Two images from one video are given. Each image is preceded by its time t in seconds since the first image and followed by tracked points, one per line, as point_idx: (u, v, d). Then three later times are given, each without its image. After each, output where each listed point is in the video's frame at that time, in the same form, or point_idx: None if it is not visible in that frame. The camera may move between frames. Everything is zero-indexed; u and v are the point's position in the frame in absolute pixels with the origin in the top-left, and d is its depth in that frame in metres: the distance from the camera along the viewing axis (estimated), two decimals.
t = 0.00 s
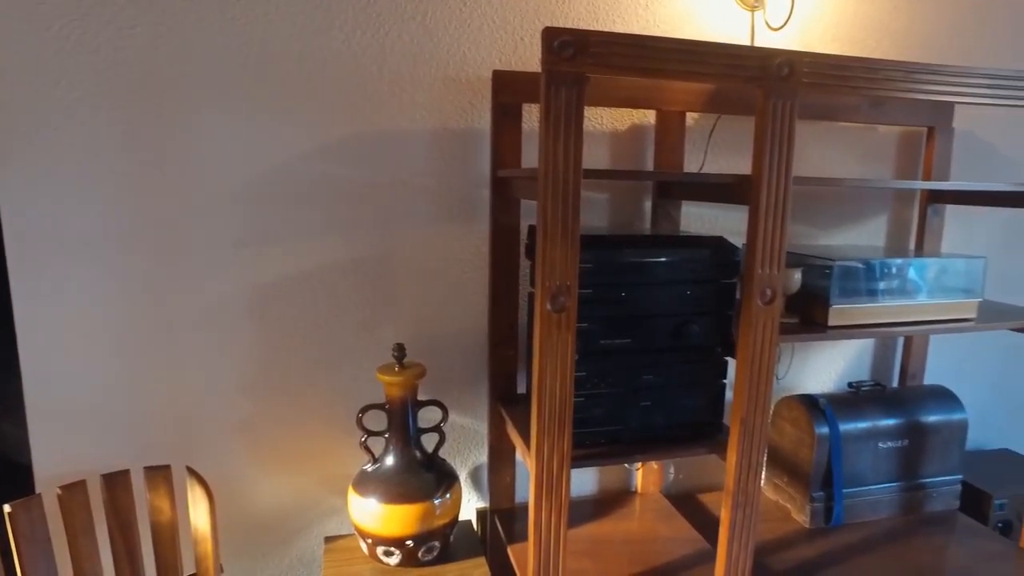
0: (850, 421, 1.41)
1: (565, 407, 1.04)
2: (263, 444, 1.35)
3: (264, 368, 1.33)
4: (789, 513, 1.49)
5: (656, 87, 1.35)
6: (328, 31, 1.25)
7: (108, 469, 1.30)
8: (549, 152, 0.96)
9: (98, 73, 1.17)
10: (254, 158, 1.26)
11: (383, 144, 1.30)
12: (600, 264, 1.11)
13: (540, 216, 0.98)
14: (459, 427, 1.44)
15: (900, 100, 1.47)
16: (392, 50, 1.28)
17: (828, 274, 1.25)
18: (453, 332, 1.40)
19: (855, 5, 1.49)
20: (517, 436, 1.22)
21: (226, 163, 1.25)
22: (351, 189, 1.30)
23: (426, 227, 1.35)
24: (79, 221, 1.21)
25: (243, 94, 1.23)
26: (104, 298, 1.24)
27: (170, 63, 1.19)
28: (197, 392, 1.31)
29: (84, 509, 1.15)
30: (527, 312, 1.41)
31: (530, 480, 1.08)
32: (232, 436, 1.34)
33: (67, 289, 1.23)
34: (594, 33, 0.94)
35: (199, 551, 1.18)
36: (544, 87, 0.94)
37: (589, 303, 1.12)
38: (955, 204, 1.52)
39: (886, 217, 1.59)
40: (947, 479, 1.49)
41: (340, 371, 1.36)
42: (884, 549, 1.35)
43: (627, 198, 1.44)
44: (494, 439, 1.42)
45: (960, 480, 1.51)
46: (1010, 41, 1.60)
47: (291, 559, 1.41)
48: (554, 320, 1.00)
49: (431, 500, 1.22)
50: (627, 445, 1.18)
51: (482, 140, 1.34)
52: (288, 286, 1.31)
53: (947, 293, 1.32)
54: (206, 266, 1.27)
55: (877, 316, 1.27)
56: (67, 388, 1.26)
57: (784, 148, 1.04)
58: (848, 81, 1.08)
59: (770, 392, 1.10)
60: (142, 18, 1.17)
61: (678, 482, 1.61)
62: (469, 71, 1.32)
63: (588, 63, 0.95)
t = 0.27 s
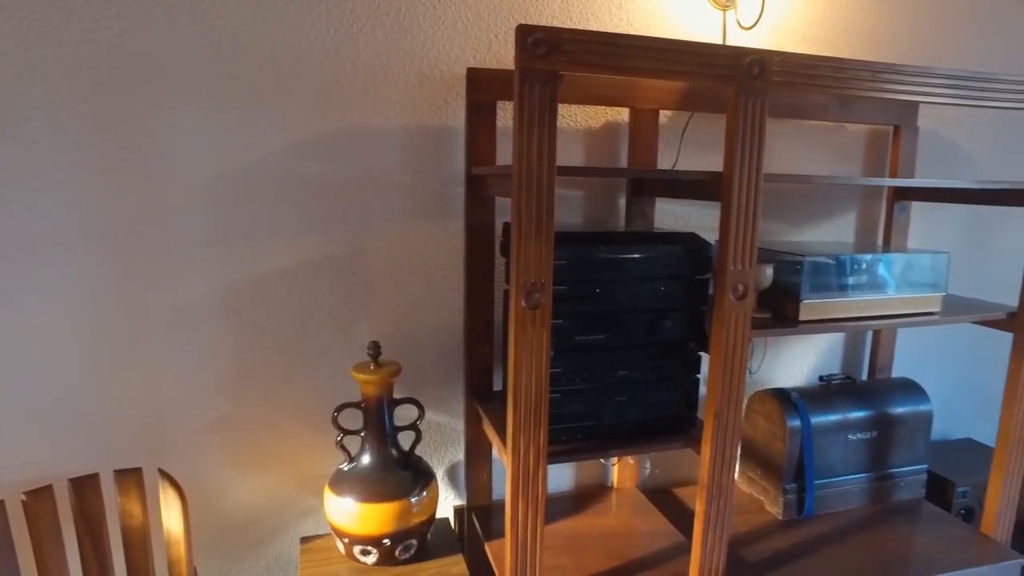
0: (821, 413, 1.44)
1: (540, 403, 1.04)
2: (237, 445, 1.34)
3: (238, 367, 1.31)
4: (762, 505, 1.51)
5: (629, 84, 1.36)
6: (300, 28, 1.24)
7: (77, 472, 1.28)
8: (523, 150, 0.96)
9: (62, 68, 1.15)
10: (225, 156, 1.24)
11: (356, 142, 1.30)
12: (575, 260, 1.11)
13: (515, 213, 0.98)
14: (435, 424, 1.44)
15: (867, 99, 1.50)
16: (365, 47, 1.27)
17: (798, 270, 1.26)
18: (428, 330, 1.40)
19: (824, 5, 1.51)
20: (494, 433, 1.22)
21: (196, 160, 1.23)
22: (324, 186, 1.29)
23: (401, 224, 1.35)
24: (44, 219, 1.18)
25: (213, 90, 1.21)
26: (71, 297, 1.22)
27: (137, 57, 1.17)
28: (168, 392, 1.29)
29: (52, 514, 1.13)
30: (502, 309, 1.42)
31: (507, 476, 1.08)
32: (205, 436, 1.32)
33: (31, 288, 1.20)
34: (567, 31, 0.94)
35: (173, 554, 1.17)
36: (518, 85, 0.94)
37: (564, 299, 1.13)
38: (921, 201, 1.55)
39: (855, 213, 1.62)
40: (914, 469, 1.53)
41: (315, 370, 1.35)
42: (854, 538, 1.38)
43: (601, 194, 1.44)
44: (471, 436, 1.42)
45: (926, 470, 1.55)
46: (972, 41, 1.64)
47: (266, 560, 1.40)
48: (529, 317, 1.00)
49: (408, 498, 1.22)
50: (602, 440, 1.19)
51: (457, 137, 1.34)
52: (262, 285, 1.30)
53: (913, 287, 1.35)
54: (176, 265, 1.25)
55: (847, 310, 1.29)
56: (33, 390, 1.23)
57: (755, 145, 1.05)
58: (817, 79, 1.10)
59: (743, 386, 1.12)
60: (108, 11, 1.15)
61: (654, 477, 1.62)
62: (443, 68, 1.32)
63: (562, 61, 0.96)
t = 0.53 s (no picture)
0: (794, 407, 1.46)
1: (517, 399, 1.05)
2: (212, 446, 1.32)
3: (212, 368, 1.30)
4: (737, 499, 1.53)
5: (604, 82, 1.37)
6: (273, 24, 1.22)
7: (45, 477, 1.25)
8: (498, 148, 0.96)
9: (26, 63, 1.12)
10: (197, 153, 1.22)
11: (330, 139, 1.29)
12: (550, 257, 1.11)
13: (490, 210, 0.99)
14: (412, 423, 1.44)
15: (836, 98, 1.53)
16: (339, 44, 1.26)
17: (772, 266, 1.28)
18: (405, 328, 1.39)
19: (794, 5, 1.54)
20: (471, 431, 1.23)
21: (167, 157, 1.21)
22: (298, 184, 1.28)
23: (376, 222, 1.34)
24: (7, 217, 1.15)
25: (183, 86, 1.19)
26: (36, 298, 1.18)
27: (105, 52, 1.15)
28: (140, 394, 1.27)
29: (20, 520, 1.11)
30: (479, 307, 1.42)
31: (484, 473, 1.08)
32: (179, 438, 1.30)
33: None
34: (541, 29, 0.95)
35: (146, 559, 1.15)
36: (492, 82, 0.95)
37: (539, 296, 1.13)
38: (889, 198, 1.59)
39: (826, 210, 1.65)
40: (883, 460, 1.56)
41: (290, 370, 1.34)
42: (826, 529, 1.41)
43: (577, 192, 1.45)
44: (448, 434, 1.42)
45: (895, 461, 1.59)
46: (938, 41, 1.68)
47: (242, 562, 1.38)
48: (504, 313, 1.00)
49: (386, 497, 1.22)
50: (579, 436, 1.20)
51: (432, 135, 1.34)
52: (235, 284, 1.28)
53: (882, 283, 1.38)
54: (147, 264, 1.23)
55: (818, 306, 1.32)
56: None
57: (728, 142, 1.06)
58: (787, 78, 1.11)
59: (718, 381, 1.13)
60: (74, 5, 1.12)
61: (631, 473, 1.63)
62: (418, 65, 1.32)
63: (536, 58, 0.96)
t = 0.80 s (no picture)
0: (770, 402, 1.48)
1: (495, 396, 1.05)
2: (187, 447, 1.31)
3: (187, 368, 1.28)
4: (715, 493, 1.55)
5: (580, 80, 1.37)
6: (246, 19, 1.21)
7: (14, 482, 1.22)
8: (475, 146, 0.96)
9: None
10: (169, 151, 1.20)
11: (306, 137, 1.28)
12: (528, 254, 1.11)
13: (467, 208, 0.98)
14: (390, 421, 1.43)
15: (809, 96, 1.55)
16: (314, 40, 1.25)
17: (747, 262, 1.29)
18: (382, 326, 1.39)
19: (768, 4, 1.55)
20: (449, 429, 1.22)
21: (138, 155, 1.18)
22: (273, 182, 1.27)
23: (353, 220, 1.33)
24: None
25: (155, 82, 1.17)
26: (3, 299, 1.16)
27: (73, 48, 1.12)
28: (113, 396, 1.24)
29: None
30: (457, 305, 1.42)
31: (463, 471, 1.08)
32: (154, 440, 1.28)
33: None
34: (517, 25, 0.95)
35: (119, 563, 1.13)
36: (468, 79, 0.94)
37: (517, 293, 1.13)
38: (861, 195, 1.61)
39: (800, 207, 1.67)
40: (857, 453, 1.59)
41: (267, 369, 1.33)
42: (801, 522, 1.43)
43: (555, 189, 1.45)
44: (427, 433, 1.42)
45: (868, 453, 1.61)
46: (907, 41, 1.71)
47: (219, 565, 1.37)
48: (482, 310, 1.00)
49: (364, 496, 1.21)
50: (558, 433, 1.20)
51: (409, 132, 1.34)
52: (210, 283, 1.27)
53: (855, 278, 1.40)
54: (119, 264, 1.21)
55: (793, 301, 1.33)
56: None
57: (703, 139, 1.07)
58: (761, 76, 1.13)
59: (696, 377, 1.13)
60: None
61: (610, 469, 1.64)
62: (394, 63, 1.31)
63: (512, 55, 0.96)
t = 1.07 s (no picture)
0: (749, 397, 1.49)
1: (475, 394, 1.05)
2: (164, 449, 1.29)
3: (163, 369, 1.26)
4: (694, 488, 1.56)
5: (558, 77, 1.37)
6: (221, 15, 1.19)
7: None
8: (453, 143, 0.96)
9: None
10: (143, 148, 1.18)
11: (283, 134, 1.26)
12: (506, 251, 1.11)
13: (445, 204, 0.98)
14: (370, 420, 1.43)
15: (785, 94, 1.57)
16: (291, 36, 1.24)
17: (725, 259, 1.30)
18: (362, 325, 1.38)
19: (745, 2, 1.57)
20: (429, 427, 1.22)
21: (111, 153, 1.16)
22: (250, 180, 1.26)
23: (331, 218, 1.32)
24: None
25: (128, 78, 1.15)
26: None
27: (42, 42, 1.10)
28: (86, 397, 1.22)
29: None
30: (436, 303, 1.42)
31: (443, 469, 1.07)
32: (129, 442, 1.26)
33: None
34: (494, 22, 0.95)
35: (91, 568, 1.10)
36: (446, 76, 0.94)
37: (496, 290, 1.13)
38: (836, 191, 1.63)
39: (776, 204, 1.69)
40: (833, 446, 1.61)
41: (245, 369, 1.32)
42: (778, 515, 1.45)
43: (533, 186, 1.45)
44: (407, 431, 1.42)
45: (844, 446, 1.64)
46: (880, 40, 1.73)
47: (197, 567, 1.35)
48: (461, 308, 1.00)
49: (345, 496, 1.20)
50: (538, 430, 1.20)
51: (387, 129, 1.33)
52: (186, 282, 1.25)
53: (831, 274, 1.41)
54: (92, 263, 1.19)
55: (771, 297, 1.34)
56: None
57: (681, 136, 1.08)
58: (737, 74, 1.14)
59: (674, 372, 1.14)
60: None
61: (590, 465, 1.65)
62: (372, 59, 1.30)
63: (490, 52, 0.96)
